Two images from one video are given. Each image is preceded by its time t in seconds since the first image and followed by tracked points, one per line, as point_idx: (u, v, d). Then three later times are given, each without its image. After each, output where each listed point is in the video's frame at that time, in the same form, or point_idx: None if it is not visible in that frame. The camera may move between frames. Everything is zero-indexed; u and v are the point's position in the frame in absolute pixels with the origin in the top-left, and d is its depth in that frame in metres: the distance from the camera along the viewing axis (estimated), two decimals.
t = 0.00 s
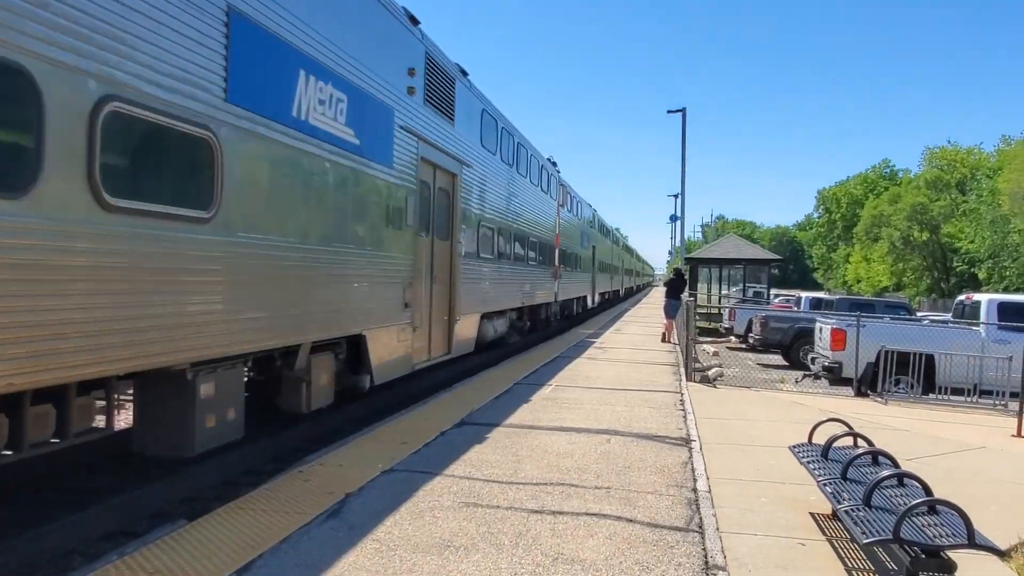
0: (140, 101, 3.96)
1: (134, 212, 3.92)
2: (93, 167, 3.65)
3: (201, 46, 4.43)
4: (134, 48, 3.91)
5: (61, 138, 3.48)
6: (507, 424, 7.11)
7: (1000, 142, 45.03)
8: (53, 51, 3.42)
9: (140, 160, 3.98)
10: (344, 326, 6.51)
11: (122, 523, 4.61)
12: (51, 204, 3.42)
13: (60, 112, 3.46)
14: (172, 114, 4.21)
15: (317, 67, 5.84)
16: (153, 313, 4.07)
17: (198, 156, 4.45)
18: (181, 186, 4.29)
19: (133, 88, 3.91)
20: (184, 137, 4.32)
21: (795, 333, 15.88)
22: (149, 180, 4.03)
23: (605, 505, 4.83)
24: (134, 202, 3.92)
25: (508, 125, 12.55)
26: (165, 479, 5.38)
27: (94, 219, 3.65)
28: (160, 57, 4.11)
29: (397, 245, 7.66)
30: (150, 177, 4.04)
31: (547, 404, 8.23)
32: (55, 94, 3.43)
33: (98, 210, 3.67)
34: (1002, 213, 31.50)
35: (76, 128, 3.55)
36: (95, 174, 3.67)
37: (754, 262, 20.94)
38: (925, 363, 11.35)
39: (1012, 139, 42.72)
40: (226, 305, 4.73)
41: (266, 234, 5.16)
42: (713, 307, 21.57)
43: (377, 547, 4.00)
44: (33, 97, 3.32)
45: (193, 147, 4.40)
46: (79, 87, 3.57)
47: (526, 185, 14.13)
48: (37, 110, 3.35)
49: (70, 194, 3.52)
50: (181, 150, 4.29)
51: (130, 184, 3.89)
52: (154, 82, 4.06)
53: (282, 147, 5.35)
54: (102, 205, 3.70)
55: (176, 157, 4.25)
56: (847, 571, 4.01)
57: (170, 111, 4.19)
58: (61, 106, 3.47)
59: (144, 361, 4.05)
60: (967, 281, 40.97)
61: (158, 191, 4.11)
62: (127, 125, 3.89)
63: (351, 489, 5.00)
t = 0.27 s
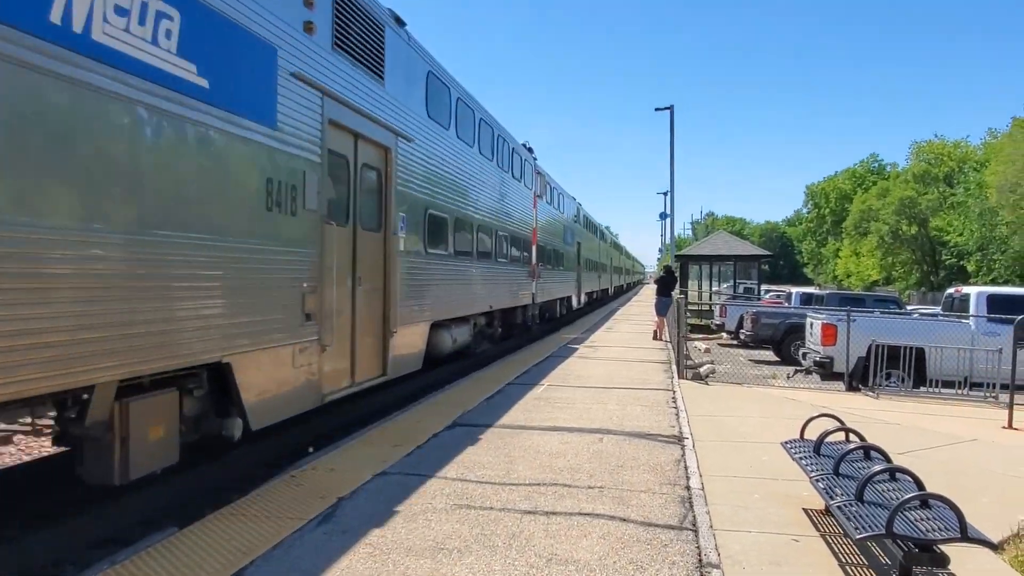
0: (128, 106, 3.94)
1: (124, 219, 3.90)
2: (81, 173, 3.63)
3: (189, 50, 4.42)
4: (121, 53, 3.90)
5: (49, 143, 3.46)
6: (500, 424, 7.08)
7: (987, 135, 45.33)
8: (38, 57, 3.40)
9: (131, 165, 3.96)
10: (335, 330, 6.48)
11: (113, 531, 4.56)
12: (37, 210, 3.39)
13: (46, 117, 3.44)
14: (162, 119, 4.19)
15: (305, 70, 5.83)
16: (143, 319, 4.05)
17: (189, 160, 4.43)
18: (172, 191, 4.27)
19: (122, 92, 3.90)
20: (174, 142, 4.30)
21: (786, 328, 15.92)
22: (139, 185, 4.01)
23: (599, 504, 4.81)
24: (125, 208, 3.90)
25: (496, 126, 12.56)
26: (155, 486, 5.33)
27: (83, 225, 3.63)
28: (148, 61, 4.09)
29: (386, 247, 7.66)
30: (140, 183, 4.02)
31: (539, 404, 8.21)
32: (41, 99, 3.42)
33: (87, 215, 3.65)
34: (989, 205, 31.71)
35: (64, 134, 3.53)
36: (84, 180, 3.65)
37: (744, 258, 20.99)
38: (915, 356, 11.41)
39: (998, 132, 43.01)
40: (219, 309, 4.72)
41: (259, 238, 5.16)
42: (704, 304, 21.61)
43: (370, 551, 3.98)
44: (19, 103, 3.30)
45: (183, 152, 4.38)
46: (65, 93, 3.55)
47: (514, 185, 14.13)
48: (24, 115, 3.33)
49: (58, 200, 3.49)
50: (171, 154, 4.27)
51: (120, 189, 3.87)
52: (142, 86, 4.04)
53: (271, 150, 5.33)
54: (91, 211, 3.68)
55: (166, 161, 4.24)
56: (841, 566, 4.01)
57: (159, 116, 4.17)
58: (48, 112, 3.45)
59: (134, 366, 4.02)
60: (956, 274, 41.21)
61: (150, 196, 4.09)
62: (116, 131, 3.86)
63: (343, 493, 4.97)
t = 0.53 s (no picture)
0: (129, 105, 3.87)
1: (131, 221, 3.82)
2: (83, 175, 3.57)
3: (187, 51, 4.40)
4: (119, 52, 3.83)
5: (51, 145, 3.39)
6: (495, 425, 7.07)
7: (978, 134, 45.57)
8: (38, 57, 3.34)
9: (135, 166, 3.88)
10: (330, 331, 6.46)
11: (107, 533, 4.52)
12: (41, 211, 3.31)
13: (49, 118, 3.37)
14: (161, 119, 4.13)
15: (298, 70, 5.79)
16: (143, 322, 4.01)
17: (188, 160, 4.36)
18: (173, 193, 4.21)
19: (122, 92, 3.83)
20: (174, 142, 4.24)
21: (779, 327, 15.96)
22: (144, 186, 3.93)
23: (595, 504, 4.81)
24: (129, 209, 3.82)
25: (489, 125, 12.56)
26: (150, 488, 5.30)
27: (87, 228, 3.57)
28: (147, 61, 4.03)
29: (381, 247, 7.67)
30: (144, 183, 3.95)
31: (534, 404, 8.20)
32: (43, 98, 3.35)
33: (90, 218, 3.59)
34: (980, 204, 31.89)
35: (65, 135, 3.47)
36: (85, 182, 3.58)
37: (737, 257, 21.04)
38: (908, 354, 11.46)
39: (989, 131, 43.24)
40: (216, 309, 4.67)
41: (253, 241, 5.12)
42: (698, 303, 21.65)
43: (367, 553, 3.96)
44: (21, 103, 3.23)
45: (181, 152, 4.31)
46: (66, 93, 3.48)
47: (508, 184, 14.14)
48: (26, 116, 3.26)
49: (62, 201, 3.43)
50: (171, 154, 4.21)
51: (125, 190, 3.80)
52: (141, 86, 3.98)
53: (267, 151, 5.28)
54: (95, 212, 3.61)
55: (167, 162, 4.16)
56: (838, 565, 4.01)
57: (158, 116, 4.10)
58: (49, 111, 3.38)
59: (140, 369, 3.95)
60: (947, 272, 41.43)
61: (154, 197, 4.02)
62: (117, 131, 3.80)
63: (339, 494, 4.95)
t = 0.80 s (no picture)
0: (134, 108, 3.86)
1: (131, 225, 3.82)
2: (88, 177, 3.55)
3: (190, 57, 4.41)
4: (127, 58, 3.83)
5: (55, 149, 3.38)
6: (494, 428, 7.07)
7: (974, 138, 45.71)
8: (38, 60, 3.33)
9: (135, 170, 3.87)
10: (330, 335, 6.46)
11: (107, 538, 4.51)
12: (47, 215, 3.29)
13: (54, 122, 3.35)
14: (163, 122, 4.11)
15: (293, 74, 5.79)
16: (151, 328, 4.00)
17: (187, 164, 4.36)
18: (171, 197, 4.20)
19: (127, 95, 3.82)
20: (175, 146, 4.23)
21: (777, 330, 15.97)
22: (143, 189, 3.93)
23: (596, 508, 4.80)
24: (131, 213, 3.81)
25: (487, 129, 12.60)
26: (150, 493, 5.29)
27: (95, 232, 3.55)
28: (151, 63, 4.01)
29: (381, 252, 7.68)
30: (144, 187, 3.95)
31: (534, 408, 8.20)
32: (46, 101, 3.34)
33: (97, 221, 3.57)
34: (977, 207, 31.95)
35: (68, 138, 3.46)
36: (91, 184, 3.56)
37: (735, 260, 21.07)
38: (906, 357, 11.49)
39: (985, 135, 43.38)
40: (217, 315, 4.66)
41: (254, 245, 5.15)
42: (696, 307, 21.67)
43: (369, 558, 3.95)
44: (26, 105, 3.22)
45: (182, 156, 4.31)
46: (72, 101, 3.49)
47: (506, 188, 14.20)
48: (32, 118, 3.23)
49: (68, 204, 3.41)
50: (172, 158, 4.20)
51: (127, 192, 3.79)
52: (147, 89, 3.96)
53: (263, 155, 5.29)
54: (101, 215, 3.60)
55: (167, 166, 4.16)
56: (840, 568, 4.01)
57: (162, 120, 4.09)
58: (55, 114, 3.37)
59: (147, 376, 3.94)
60: (944, 276, 41.50)
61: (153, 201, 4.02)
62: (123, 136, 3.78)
63: (340, 499, 4.94)
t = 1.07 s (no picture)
0: (124, 114, 3.92)
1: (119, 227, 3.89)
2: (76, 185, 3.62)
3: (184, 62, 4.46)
4: (116, 61, 3.88)
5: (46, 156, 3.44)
6: (498, 437, 7.07)
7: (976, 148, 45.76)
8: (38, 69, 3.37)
9: (123, 176, 3.94)
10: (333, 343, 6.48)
11: (112, 547, 4.51)
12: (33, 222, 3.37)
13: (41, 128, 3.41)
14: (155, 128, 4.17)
15: (297, 83, 5.81)
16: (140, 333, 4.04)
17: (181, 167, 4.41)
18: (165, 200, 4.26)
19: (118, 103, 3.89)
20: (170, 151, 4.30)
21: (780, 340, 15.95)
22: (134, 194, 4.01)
23: (601, 517, 4.80)
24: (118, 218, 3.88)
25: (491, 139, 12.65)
26: (155, 501, 5.30)
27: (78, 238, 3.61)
28: (142, 70, 4.08)
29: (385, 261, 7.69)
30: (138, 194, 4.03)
31: (537, 416, 8.19)
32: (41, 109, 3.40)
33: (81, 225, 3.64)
34: (980, 217, 31.94)
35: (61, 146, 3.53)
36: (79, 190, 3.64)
37: (737, 270, 21.08)
38: (910, 367, 11.48)
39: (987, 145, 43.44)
40: (212, 324, 4.69)
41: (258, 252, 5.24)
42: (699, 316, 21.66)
43: (375, 566, 3.95)
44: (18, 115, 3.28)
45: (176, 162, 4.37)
46: (64, 101, 3.52)
47: (508, 197, 14.26)
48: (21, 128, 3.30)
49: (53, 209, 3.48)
50: (165, 164, 4.26)
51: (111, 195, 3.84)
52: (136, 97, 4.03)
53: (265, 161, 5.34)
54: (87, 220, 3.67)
55: (161, 170, 4.23)
56: None
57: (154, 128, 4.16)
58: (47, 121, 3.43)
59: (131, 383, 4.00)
60: (946, 285, 41.49)
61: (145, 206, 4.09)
62: (111, 140, 3.84)
63: (345, 507, 4.94)
